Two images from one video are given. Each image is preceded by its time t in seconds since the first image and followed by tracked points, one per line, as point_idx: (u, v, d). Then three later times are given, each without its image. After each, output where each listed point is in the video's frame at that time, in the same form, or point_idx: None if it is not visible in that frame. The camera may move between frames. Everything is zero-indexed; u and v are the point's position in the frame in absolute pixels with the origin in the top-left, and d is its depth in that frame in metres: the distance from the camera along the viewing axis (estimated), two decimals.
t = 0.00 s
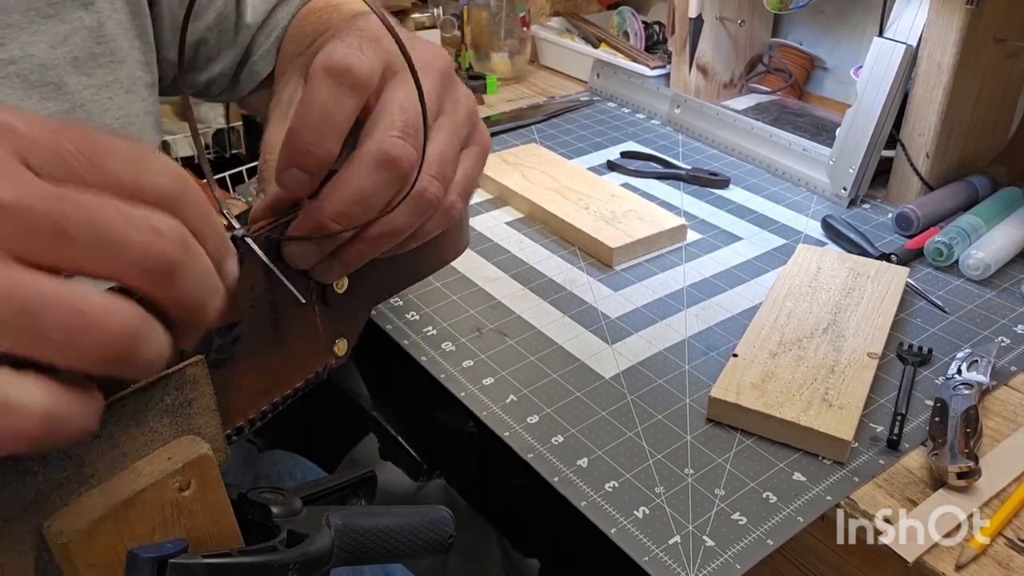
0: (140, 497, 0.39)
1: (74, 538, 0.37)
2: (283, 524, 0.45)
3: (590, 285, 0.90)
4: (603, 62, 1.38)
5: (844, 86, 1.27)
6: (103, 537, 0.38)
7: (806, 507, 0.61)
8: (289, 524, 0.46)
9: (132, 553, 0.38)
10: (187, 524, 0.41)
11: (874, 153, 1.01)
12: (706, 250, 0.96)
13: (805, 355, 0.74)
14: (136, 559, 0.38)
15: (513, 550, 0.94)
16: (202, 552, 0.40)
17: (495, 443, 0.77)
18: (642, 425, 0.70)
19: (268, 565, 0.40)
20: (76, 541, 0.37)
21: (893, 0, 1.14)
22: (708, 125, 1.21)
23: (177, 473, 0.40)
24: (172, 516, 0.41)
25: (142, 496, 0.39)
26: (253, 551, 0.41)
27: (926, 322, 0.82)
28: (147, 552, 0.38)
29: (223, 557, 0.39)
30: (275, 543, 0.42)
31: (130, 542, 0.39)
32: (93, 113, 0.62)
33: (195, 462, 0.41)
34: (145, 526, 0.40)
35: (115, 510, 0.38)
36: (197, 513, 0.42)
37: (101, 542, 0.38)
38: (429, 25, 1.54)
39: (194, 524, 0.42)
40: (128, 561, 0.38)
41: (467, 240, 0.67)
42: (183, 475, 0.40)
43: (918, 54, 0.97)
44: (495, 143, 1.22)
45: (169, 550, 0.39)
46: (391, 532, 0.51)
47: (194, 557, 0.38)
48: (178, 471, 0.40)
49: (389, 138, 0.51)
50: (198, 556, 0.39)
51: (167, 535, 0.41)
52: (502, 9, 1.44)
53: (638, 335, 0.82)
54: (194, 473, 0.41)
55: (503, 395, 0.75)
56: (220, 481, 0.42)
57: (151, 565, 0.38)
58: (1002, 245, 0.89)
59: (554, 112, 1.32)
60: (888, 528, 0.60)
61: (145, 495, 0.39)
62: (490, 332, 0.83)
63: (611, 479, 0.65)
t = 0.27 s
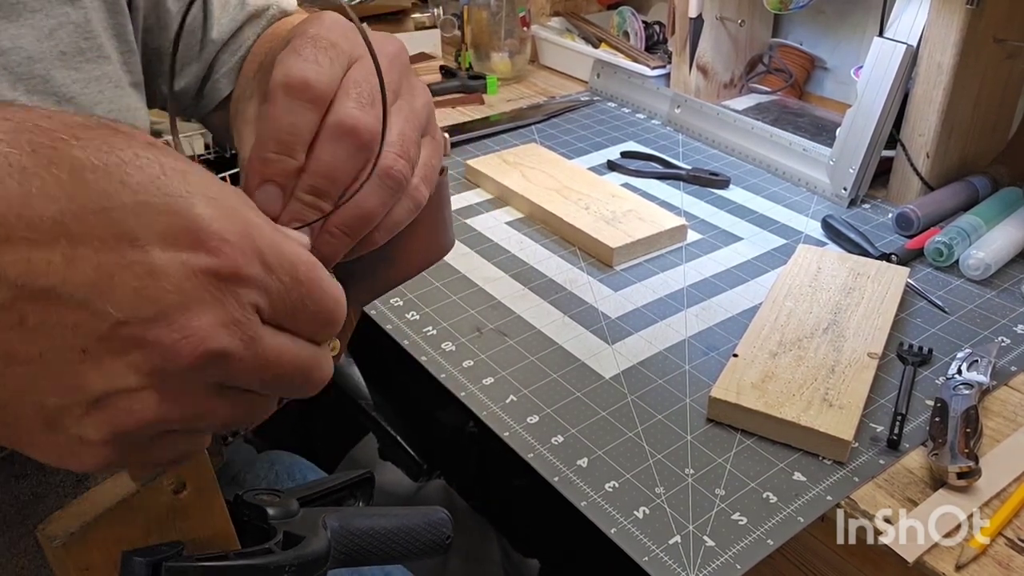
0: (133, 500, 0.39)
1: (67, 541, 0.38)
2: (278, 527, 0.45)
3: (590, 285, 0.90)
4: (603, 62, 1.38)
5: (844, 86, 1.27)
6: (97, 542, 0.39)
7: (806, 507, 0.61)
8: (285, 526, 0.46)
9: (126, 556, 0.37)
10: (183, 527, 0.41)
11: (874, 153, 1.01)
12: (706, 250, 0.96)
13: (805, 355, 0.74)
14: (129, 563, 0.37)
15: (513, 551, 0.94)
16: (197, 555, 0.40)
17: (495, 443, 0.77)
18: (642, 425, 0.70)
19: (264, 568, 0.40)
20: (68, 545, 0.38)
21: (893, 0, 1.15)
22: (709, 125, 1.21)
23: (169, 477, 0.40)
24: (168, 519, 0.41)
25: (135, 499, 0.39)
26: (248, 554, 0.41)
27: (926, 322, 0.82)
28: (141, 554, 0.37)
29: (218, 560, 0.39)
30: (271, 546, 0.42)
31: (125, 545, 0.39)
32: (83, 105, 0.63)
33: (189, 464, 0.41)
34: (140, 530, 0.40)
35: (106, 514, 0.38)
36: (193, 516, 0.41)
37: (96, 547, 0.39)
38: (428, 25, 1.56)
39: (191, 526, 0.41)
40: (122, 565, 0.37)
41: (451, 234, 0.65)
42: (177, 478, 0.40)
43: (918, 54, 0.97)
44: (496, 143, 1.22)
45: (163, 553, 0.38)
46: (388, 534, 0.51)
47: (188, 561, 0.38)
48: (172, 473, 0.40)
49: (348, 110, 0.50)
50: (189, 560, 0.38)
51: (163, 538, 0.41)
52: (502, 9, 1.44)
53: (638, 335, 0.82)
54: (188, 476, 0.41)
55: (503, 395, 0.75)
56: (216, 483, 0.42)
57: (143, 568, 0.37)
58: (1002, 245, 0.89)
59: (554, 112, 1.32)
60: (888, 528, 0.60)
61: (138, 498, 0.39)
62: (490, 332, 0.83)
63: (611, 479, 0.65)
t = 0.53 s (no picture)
0: (138, 497, 0.39)
1: (70, 537, 0.37)
2: (280, 525, 0.45)
3: (590, 285, 0.90)
4: (603, 62, 1.38)
5: (844, 86, 1.27)
6: (102, 537, 0.38)
7: (806, 507, 0.61)
8: (287, 525, 0.46)
9: (129, 552, 0.37)
10: (186, 525, 0.41)
11: (874, 153, 1.01)
12: (706, 250, 0.96)
13: (805, 355, 0.74)
14: (133, 559, 0.37)
15: (516, 552, 0.91)
16: (200, 552, 0.40)
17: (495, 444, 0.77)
18: (642, 425, 0.70)
19: (266, 565, 0.40)
20: (73, 542, 0.37)
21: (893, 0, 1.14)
22: (709, 125, 1.21)
23: (175, 473, 0.40)
24: (171, 517, 0.40)
25: (140, 495, 0.39)
26: (251, 551, 0.41)
27: (927, 322, 0.82)
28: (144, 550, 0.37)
29: (220, 557, 0.39)
30: (273, 543, 0.42)
31: (128, 543, 0.39)
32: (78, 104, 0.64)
33: (193, 461, 0.41)
34: (143, 527, 0.40)
35: (112, 510, 0.38)
36: (196, 514, 0.41)
37: (99, 544, 0.38)
38: (428, 25, 1.56)
39: (192, 524, 0.41)
40: (125, 561, 0.37)
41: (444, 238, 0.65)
42: (181, 474, 0.41)
43: (918, 54, 0.97)
44: (496, 144, 1.22)
45: (167, 549, 0.38)
46: (389, 533, 0.51)
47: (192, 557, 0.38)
48: (176, 470, 0.40)
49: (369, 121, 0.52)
50: (196, 555, 0.38)
51: (165, 536, 0.40)
52: (502, 10, 1.44)
53: (638, 334, 0.82)
54: (192, 473, 0.41)
55: (503, 395, 0.75)
56: (219, 481, 0.42)
57: (147, 565, 0.37)
58: (1002, 245, 0.89)
59: (554, 113, 1.32)
60: (888, 528, 0.60)
61: (144, 495, 0.39)
62: (490, 332, 0.83)
63: (611, 479, 0.65)
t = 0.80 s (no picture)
0: (141, 502, 0.39)
1: (74, 542, 0.36)
2: (282, 528, 0.46)
3: (590, 285, 0.90)
4: (603, 62, 1.38)
5: (844, 86, 1.27)
6: (104, 543, 0.38)
7: (806, 507, 0.61)
8: (289, 527, 0.46)
9: (133, 557, 0.38)
10: (187, 530, 0.41)
11: (874, 153, 1.01)
12: (706, 250, 0.96)
13: (805, 355, 0.74)
14: (137, 562, 0.38)
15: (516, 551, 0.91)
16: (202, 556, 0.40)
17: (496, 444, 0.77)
18: (643, 426, 0.70)
19: (267, 569, 0.40)
20: (77, 546, 0.37)
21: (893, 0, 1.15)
22: (709, 125, 1.21)
23: (177, 477, 0.40)
24: (172, 521, 0.40)
25: (143, 500, 0.39)
26: (252, 555, 0.41)
27: (927, 322, 0.82)
28: (147, 555, 0.38)
29: (221, 561, 0.39)
30: (275, 547, 0.42)
31: (130, 547, 0.39)
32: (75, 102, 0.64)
33: (196, 465, 0.41)
34: (145, 531, 0.39)
35: (116, 513, 0.38)
36: (197, 519, 0.41)
37: (101, 549, 0.38)
38: (428, 26, 1.56)
39: (194, 529, 0.41)
40: (128, 564, 0.38)
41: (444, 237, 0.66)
42: (184, 479, 0.41)
43: (918, 54, 0.97)
44: (496, 144, 1.23)
45: (169, 554, 0.39)
46: (390, 535, 0.51)
47: (194, 561, 0.38)
48: (179, 474, 0.40)
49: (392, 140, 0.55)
50: (197, 559, 0.39)
51: (167, 540, 0.40)
52: (502, 10, 1.44)
53: (638, 335, 0.82)
54: (194, 477, 0.41)
55: (503, 395, 0.75)
56: (221, 485, 0.42)
57: (151, 569, 0.38)
58: (1002, 245, 0.89)
59: (554, 112, 1.32)
60: (888, 527, 0.60)
61: (147, 499, 0.39)
62: (491, 333, 0.83)
63: (611, 479, 0.65)
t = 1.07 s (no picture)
0: (142, 500, 0.39)
1: (75, 539, 0.36)
2: (283, 526, 0.46)
3: (590, 285, 0.90)
4: (603, 62, 1.38)
5: (844, 86, 1.27)
6: (104, 541, 0.38)
7: (806, 507, 0.61)
8: (290, 526, 0.46)
9: (133, 555, 0.38)
10: (188, 527, 0.41)
11: (874, 153, 1.01)
12: (706, 250, 0.96)
13: (805, 355, 0.74)
14: (137, 560, 0.38)
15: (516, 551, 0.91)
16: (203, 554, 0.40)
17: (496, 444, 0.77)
18: (643, 425, 0.70)
19: (270, 566, 0.40)
20: (77, 544, 0.36)
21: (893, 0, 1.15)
22: (709, 125, 1.21)
23: (177, 475, 0.40)
24: (173, 519, 0.40)
25: (144, 498, 0.39)
26: (254, 553, 0.41)
27: (927, 322, 0.82)
28: (149, 553, 0.38)
29: (223, 559, 0.39)
30: (276, 545, 0.42)
31: (131, 545, 0.39)
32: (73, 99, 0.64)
33: (197, 463, 0.41)
34: (146, 529, 0.39)
35: (116, 511, 0.38)
36: (198, 516, 0.41)
37: (101, 547, 0.37)
38: (428, 26, 1.56)
39: (195, 526, 0.41)
40: (129, 562, 0.38)
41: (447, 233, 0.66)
42: (184, 477, 0.40)
43: (918, 54, 0.97)
44: (496, 143, 1.23)
45: (170, 551, 0.39)
46: (391, 533, 0.51)
47: (193, 560, 0.38)
48: (179, 472, 0.40)
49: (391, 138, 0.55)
50: (198, 558, 0.39)
51: (168, 538, 0.40)
52: (502, 10, 1.44)
53: (638, 334, 0.82)
54: (194, 475, 0.41)
55: (503, 395, 0.75)
56: (221, 483, 0.42)
57: (152, 567, 0.38)
58: (1002, 245, 0.89)
59: (554, 112, 1.32)
60: (888, 527, 0.60)
61: (147, 497, 0.39)
62: (491, 332, 0.83)
63: (611, 479, 0.65)
